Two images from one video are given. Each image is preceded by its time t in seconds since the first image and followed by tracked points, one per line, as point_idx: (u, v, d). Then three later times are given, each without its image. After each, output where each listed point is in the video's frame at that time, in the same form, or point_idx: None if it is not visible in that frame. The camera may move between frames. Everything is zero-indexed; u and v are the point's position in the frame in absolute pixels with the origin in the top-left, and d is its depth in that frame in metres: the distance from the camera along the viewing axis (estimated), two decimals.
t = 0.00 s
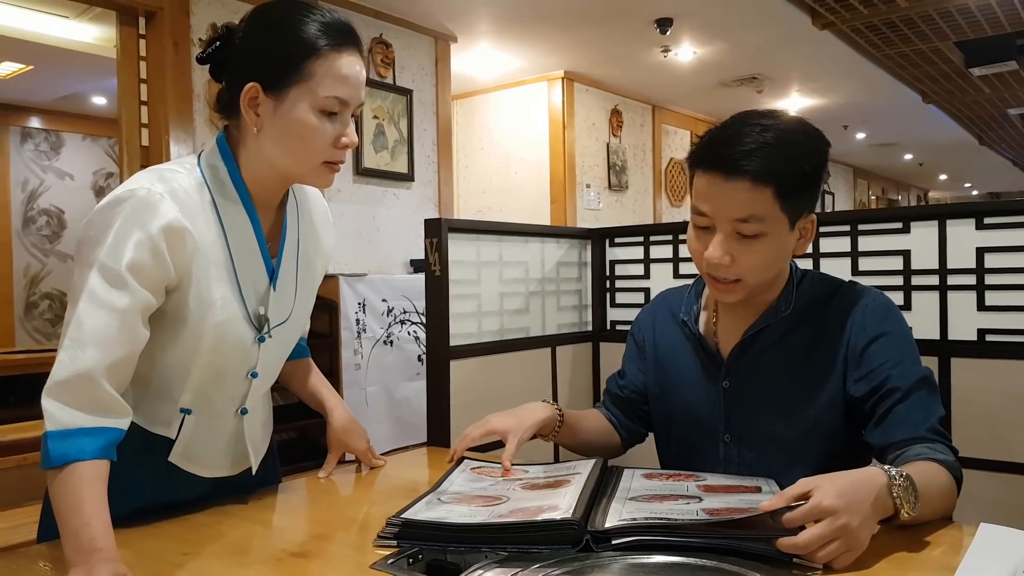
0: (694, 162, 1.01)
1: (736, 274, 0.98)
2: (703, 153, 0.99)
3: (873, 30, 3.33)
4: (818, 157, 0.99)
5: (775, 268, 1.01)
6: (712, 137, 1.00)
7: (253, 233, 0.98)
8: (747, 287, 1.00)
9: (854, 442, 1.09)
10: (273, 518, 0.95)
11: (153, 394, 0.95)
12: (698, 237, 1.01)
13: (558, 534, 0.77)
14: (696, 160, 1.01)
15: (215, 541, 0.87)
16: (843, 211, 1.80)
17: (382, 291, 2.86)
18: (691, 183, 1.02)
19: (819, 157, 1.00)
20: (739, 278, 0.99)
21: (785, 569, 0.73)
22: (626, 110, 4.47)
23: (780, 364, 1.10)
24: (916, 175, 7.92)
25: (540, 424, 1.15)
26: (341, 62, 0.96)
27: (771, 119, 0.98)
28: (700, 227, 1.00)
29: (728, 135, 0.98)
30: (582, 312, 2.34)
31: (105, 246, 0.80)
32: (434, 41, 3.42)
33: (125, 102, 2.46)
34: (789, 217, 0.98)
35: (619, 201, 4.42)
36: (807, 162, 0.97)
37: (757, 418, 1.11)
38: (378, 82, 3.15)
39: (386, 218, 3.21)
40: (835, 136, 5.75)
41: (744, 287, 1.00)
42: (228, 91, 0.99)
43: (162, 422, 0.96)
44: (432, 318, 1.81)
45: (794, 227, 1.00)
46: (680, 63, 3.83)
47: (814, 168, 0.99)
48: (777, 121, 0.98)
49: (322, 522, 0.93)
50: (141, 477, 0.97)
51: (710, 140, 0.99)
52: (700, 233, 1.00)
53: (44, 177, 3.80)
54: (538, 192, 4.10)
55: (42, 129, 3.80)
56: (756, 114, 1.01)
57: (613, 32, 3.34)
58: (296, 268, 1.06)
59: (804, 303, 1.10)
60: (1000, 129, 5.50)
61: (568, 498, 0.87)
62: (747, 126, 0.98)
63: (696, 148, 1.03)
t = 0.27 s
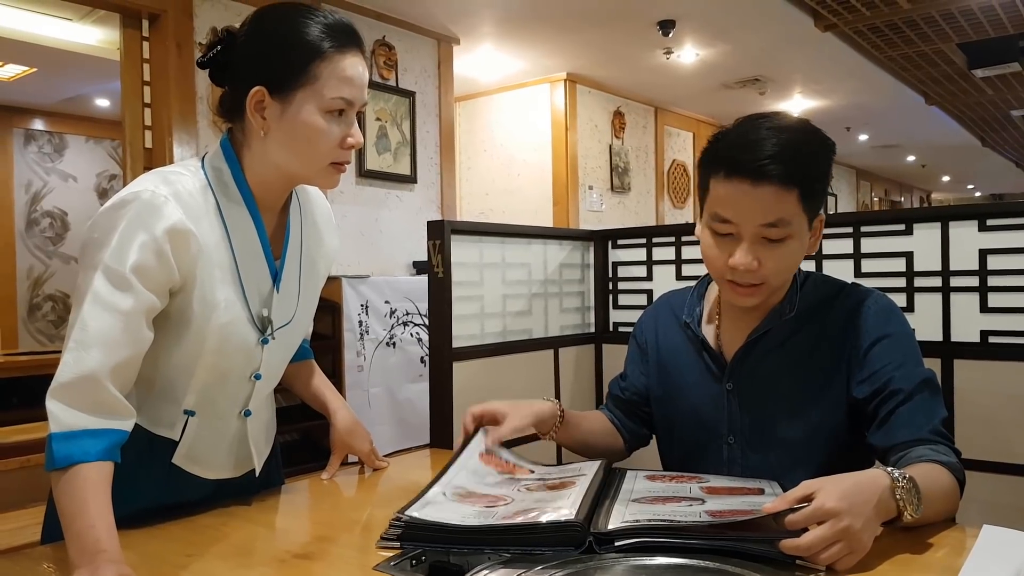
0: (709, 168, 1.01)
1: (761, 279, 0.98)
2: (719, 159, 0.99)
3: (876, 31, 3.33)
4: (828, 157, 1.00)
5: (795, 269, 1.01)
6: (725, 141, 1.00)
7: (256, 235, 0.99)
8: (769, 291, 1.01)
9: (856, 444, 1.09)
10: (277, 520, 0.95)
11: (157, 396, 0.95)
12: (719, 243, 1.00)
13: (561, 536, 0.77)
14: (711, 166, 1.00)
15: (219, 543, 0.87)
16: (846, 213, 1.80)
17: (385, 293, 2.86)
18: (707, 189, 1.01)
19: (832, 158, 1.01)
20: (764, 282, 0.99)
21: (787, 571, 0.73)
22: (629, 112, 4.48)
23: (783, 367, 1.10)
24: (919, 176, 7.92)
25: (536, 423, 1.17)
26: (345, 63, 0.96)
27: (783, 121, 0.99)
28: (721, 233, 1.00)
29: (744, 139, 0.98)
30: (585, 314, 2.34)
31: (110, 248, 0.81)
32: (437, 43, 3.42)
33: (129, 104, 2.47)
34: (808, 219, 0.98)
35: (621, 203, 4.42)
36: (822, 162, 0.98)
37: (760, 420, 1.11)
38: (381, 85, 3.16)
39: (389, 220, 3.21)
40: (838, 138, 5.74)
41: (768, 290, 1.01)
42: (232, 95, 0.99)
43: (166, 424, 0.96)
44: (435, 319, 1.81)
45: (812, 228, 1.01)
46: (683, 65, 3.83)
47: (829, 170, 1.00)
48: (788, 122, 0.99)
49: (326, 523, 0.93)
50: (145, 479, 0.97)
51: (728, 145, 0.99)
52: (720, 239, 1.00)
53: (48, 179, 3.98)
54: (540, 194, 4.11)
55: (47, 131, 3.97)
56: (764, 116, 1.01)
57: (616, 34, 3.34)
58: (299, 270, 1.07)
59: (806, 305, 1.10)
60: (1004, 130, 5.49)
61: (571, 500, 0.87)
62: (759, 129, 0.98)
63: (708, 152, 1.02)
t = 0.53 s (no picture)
0: (700, 174, 1.01)
1: (751, 285, 0.98)
2: (709, 166, 0.98)
3: (878, 33, 3.33)
4: (820, 163, 1.00)
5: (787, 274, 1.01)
6: (716, 148, 0.99)
7: (255, 236, 0.98)
8: (760, 296, 1.01)
9: (856, 446, 1.08)
10: (277, 522, 0.95)
11: (156, 397, 0.95)
12: (709, 248, 1.00)
13: (560, 539, 0.77)
14: (703, 173, 1.00)
15: (218, 545, 0.87)
16: (847, 214, 1.80)
17: (386, 295, 2.86)
18: (698, 195, 1.01)
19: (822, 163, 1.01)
20: (753, 287, 0.99)
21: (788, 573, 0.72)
22: (630, 114, 4.47)
23: (781, 369, 1.10)
24: (921, 178, 7.91)
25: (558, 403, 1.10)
26: (342, 63, 0.96)
27: (774, 128, 0.98)
28: (710, 239, 1.00)
29: (734, 146, 0.97)
30: (585, 316, 2.34)
31: (108, 249, 0.80)
32: (438, 45, 3.43)
33: (130, 106, 2.47)
34: (799, 225, 0.98)
35: (623, 205, 4.42)
36: (813, 169, 0.98)
37: (758, 422, 1.11)
38: (382, 86, 3.16)
39: (390, 222, 3.21)
40: (839, 140, 5.74)
41: (758, 295, 1.00)
42: (231, 97, 0.99)
43: (166, 425, 0.96)
44: (436, 321, 1.81)
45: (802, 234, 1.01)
46: (684, 67, 3.83)
47: (819, 174, 0.99)
48: (779, 128, 0.98)
49: (325, 525, 0.93)
50: (143, 481, 0.97)
51: (719, 152, 0.98)
52: (710, 245, 1.00)
53: (50, 180, 3.99)
54: (541, 196, 4.11)
55: (49, 133, 3.99)
56: (756, 121, 1.01)
57: (618, 36, 3.34)
58: (297, 270, 1.07)
59: (804, 307, 1.10)
60: (1005, 132, 5.49)
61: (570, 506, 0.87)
62: (750, 136, 0.98)
63: (700, 159, 1.02)
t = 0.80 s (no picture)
0: (701, 170, 1.01)
1: (745, 280, 0.99)
2: (708, 162, 0.99)
3: (880, 34, 3.33)
4: (823, 163, 0.99)
5: (783, 273, 1.01)
6: (718, 145, 0.99)
7: (248, 232, 0.99)
8: (755, 291, 1.01)
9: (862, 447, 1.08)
10: (279, 524, 0.95)
11: (155, 397, 0.96)
12: (704, 243, 1.01)
13: (564, 542, 0.77)
14: (702, 169, 1.00)
15: (220, 547, 0.87)
16: (850, 216, 1.79)
17: (387, 296, 2.86)
18: (697, 191, 1.01)
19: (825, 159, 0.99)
20: (745, 283, 0.99)
21: None
22: (632, 115, 4.47)
23: (786, 369, 1.10)
24: (922, 180, 7.91)
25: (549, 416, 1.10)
26: (327, 56, 0.96)
27: (776, 127, 0.98)
28: (706, 234, 1.00)
29: (734, 144, 0.97)
30: (587, 318, 2.34)
31: (102, 248, 0.80)
32: (440, 47, 3.43)
33: (132, 108, 2.48)
34: (796, 225, 0.98)
35: (624, 206, 4.42)
36: (813, 169, 0.97)
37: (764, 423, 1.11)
38: (383, 88, 3.16)
39: (392, 223, 3.21)
40: (840, 141, 5.74)
41: (752, 292, 1.01)
42: (217, 95, 0.99)
43: (166, 425, 0.97)
44: (438, 323, 1.81)
45: (801, 234, 1.00)
46: (686, 69, 3.83)
47: (821, 175, 0.98)
48: (782, 128, 0.98)
49: (327, 527, 0.92)
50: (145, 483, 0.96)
51: (719, 149, 0.98)
52: (706, 241, 1.01)
53: (51, 182, 4.00)
54: (543, 197, 4.11)
55: (51, 135, 4.00)
56: (762, 120, 1.00)
57: (619, 37, 3.34)
58: (292, 266, 1.07)
59: (810, 307, 1.10)
60: (1007, 133, 5.49)
61: (572, 508, 0.87)
62: (751, 134, 0.98)
63: (703, 156, 1.02)
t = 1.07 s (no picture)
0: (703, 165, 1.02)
1: (740, 276, 0.98)
2: (709, 157, 1.00)
3: (882, 36, 3.33)
4: (828, 164, 0.98)
5: (780, 271, 1.00)
6: (720, 140, 1.00)
7: (227, 219, 1.00)
8: (750, 290, 1.00)
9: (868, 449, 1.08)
10: (281, 525, 0.94)
11: (146, 393, 0.95)
12: (703, 239, 1.01)
13: (567, 543, 0.77)
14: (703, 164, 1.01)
15: (222, 548, 0.87)
16: (852, 217, 1.79)
17: (389, 297, 2.86)
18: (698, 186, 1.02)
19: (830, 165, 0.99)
20: (740, 279, 0.99)
21: None
22: (633, 116, 4.47)
23: (791, 371, 1.09)
24: (924, 181, 7.91)
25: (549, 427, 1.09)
26: (286, 35, 0.97)
27: (781, 125, 0.98)
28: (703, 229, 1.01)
29: (735, 139, 0.98)
30: (590, 319, 2.33)
31: (85, 243, 0.80)
32: (441, 48, 3.43)
33: (133, 108, 2.47)
34: (793, 222, 0.97)
35: (625, 207, 4.42)
36: (816, 168, 0.97)
37: (769, 425, 1.10)
38: (385, 89, 3.17)
39: (393, 224, 3.21)
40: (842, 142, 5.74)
41: (747, 290, 1.00)
42: (178, 85, 0.99)
43: (163, 421, 0.95)
44: (439, 324, 1.81)
45: (799, 232, 0.99)
46: (687, 70, 3.83)
47: (824, 175, 0.98)
48: (786, 126, 0.98)
49: (329, 529, 0.92)
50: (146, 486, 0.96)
51: (721, 144, 0.99)
52: (704, 236, 1.01)
53: (53, 183, 4.02)
54: (545, 199, 4.11)
55: (53, 136, 4.01)
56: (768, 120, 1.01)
57: (622, 38, 3.35)
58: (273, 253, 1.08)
59: (815, 309, 1.09)
60: (1009, 134, 5.49)
61: (576, 509, 0.86)
62: (754, 130, 0.98)
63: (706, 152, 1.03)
